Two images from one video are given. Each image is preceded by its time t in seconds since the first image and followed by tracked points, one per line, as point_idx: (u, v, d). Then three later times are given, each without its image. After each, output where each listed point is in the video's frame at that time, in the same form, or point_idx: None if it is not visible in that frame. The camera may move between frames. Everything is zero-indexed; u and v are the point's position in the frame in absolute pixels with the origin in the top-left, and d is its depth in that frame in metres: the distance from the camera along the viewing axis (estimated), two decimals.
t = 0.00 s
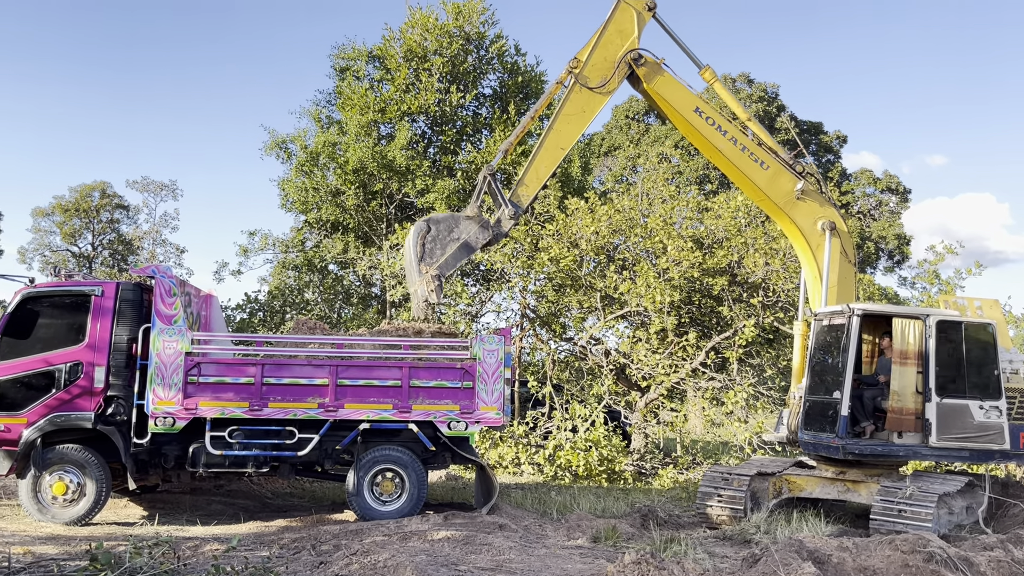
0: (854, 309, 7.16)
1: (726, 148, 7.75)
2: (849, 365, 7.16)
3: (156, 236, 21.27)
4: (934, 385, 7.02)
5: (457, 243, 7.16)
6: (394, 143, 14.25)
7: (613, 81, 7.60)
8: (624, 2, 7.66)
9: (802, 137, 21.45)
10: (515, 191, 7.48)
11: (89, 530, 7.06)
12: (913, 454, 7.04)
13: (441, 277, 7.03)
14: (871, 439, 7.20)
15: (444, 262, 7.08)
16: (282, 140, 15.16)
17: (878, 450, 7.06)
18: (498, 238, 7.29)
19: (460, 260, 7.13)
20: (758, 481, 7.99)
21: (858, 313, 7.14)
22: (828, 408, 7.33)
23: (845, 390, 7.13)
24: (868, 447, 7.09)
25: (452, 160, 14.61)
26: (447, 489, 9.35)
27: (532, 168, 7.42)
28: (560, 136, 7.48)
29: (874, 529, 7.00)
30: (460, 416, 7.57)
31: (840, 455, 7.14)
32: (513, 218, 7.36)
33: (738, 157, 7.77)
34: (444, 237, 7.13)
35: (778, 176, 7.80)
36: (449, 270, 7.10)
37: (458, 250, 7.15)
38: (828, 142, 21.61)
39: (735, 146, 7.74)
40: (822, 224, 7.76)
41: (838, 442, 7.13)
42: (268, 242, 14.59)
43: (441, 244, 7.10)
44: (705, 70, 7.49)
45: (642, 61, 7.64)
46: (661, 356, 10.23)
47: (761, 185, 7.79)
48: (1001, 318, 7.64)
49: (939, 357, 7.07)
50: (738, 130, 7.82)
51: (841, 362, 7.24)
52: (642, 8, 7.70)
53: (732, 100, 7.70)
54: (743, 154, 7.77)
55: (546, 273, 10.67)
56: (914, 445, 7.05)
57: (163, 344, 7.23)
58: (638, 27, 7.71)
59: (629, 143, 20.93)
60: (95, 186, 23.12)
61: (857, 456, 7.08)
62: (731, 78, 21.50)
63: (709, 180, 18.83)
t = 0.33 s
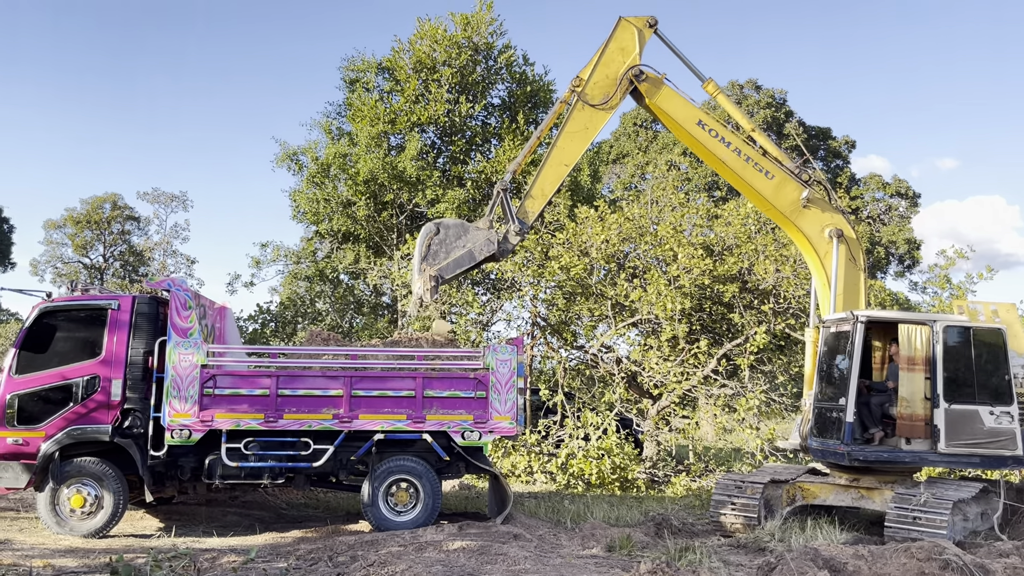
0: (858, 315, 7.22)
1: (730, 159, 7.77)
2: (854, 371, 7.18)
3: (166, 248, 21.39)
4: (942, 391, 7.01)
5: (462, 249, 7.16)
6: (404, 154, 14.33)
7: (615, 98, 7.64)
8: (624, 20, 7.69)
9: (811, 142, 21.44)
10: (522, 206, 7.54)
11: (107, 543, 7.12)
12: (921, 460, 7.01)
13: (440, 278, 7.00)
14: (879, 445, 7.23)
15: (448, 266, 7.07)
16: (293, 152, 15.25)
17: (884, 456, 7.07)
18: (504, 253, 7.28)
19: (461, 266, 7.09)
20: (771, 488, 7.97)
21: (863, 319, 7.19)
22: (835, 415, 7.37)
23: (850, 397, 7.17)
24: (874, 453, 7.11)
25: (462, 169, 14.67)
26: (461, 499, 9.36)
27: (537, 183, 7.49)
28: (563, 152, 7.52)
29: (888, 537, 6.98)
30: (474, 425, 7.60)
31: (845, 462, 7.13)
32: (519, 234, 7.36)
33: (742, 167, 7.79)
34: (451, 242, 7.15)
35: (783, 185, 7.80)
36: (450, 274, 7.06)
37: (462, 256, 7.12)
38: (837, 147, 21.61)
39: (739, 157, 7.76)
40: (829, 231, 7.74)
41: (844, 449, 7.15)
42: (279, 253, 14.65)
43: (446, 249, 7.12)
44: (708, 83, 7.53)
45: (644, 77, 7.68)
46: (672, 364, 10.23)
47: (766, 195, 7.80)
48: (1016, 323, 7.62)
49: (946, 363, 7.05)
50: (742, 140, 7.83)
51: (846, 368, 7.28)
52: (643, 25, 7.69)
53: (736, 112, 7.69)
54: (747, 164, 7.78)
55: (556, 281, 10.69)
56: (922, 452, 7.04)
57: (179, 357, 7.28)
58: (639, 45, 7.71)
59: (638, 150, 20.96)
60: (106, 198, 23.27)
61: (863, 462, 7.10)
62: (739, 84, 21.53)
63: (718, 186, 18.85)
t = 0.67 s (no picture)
0: (863, 318, 7.26)
1: (742, 165, 7.79)
2: (859, 372, 7.25)
3: (180, 257, 21.52)
4: (952, 392, 7.00)
5: (486, 268, 7.20)
6: (417, 162, 14.42)
7: (627, 111, 7.69)
8: (632, 34, 7.73)
9: (823, 144, 21.42)
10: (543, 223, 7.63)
11: (131, 552, 7.18)
12: (928, 461, 7.02)
13: (466, 297, 7.12)
14: (889, 447, 7.23)
15: (472, 285, 7.16)
16: (307, 162, 15.35)
17: (891, 457, 7.10)
18: (526, 269, 7.25)
19: (485, 284, 7.16)
20: (790, 491, 7.96)
21: (868, 321, 7.22)
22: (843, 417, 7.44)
23: (855, 399, 7.23)
24: (880, 454, 7.14)
25: (474, 176, 14.74)
26: (479, 504, 9.39)
27: (556, 199, 7.58)
28: (579, 168, 7.61)
29: (909, 539, 6.97)
30: (493, 432, 7.63)
31: (852, 463, 7.22)
32: (542, 249, 7.41)
33: (755, 173, 7.80)
34: (475, 261, 7.23)
35: (796, 189, 7.78)
36: (476, 292, 7.15)
37: (485, 274, 7.17)
38: (849, 149, 21.58)
39: (750, 163, 7.78)
40: (843, 233, 7.67)
41: (850, 450, 7.22)
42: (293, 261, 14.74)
43: (471, 268, 7.21)
44: (719, 91, 7.57)
45: (655, 88, 7.71)
46: (688, 368, 10.25)
47: (779, 199, 7.79)
48: None
49: (956, 364, 7.04)
50: (754, 146, 7.84)
51: (852, 369, 7.35)
52: (651, 37, 7.73)
53: (748, 119, 7.69)
54: (760, 170, 7.79)
55: (571, 286, 10.71)
56: (931, 453, 7.03)
57: (201, 366, 7.34)
58: (648, 57, 7.74)
59: (649, 154, 20.99)
60: (119, 208, 23.43)
61: (869, 463, 7.17)
62: (750, 87, 21.54)
63: (730, 190, 18.86)
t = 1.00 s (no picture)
0: (875, 316, 7.26)
1: (761, 165, 7.80)
2: (872, 370, 7.26)
3: (197, 263, 21.67)
4: (967, 388, 6.93)
5: (522, 282, 7.17)
6: (434, 165, 14.51)
7: (648, 116, 7.71)
8: (646, 40, 7.75)
9: (838, 141, 21.35)
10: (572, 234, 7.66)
11: (159, 555, 7.26)
12: (942, 458, 7.00)
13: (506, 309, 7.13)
14: (905, 444, 7.22)
15: (511, 297, 7.15)
16: (324, 167, 15.45)
17: (904, 454, 7.10)
18: (562, 279, 7.24)
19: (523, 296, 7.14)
20: (813, 490, 7.94)
21: (880, 319, 7.23)
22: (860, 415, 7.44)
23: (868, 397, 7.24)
24: (894, 452, 7.14)
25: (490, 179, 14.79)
26: (501, 506, 9.43)
27: (585, 207, 7.57)
28: (605, 176, 7.62)
29: (935, 537, 6.94)
30: (515, 433, 7.66)
31: (866, 460, 7.23)
32: (576, 258, 7.46)
33: (774, 173, 7.80)
34: (513, 274, 7.21)
35: (816, 188, 7.76)
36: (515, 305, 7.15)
37: (523, 287, 7.15)
38: (865, 146, 21.48)
39: (769, 163, 7.78)
40: (864, 232, 7.63)
41: (863, 448, 7.24)
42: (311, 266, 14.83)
43: (509, 282, 7.19)
44: (737, 94, 7.56)
45: (673, 92, 7.72)
46: (708, 367, 10.24)
47: (799, 198, 7.78)
48: None
49: (970, 360, 6.97)
50: (773, 146, 7.83)
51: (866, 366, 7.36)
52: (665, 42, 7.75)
53: (767, 120, 7.67)
54: (779, 170, 7.79)
55: (588, 287, 10.73)
56: (947, 450, 6.98)
57: (225, 371, 7.39)
58: (664, 63, 7.75)
59: (663, 154, 20.98)
60: (137, 215, 23.64)
61: (882, 461, 7.16)
62: (764, 85, 21.49)
63: (745, 189, 18.83)
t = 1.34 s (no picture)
0: (901, 309, 7.20)
1: (783, 160, 7.77)
2: (899, 364, 7.18)
3: (221, 265, 21.91)
4: (997, 382, 6.86)
5: (543, 271, 7.13)
6: (455, 165, 14.60)
7: (668, 113, 7.73)
8: (666, 37, 7.80)
9: (860, 135, 21.19)
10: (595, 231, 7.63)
11: (193, 552, 7.39)
12: (971, 452, 6.91)
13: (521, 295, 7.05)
14: (933, 438, 7.17)
15: (529, 284, 7.07)
16: (346, 168, 15.58)
17: (933, 449, 7.01)
18: (583, 276, 7.19)
19: (542, 285, 7.07)
20: (840, 485, 7.92)
21: (906, 313, 7.16)
22: (886, 409, 7.39)
23: (895, 391, 7.18)
24: (922, 446, 7.05)
25: (511, 177, 14.84)
26: (527, 502, 9.48)
27: (606, 205, 7.56)
28: (626, 173, 7.60)
29: (964, 531, 6.90)
30: (541, 430, 7.71)
31: (894, 455, 7.15)
32: (598, 257, 7.39)
33: (796, 168, 7.77)
34: (535, 262, 7.16)
35: (839, 181, 7.73)
36: (532, 293, 7.08)
37: (542, 276, 7.10)
38: (887, 139, 21.30)
39: (791, 157, 7.75)
40: (888, 225, 7.58)
41: (891, 442, 7.17)
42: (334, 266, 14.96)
43: (530, 268, 7.14)
44: (757, 89, 7.54)
45: (693, 88, 7.75)
46: (732, 363, 10.21)
47: (821, 192, 7.75)
48: None
49: (1000, 354, 6.91)
50: (795, 140, 7.81)
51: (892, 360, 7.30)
52: (685, 38, 7.78)
53: (788, 115, 7.66)
54: (801, 164, 7.76)
55: (610, 284, 10.75)
56: (976, 443, 6.92)
57: (254, 371, 7.47)
58: (684, 59, 7.79)
59: (684, 150, 20.93)
60: (161, 218, 23.94)
61: (910, 455, 7.07)
62: (784, 79, 21.37)
63: (766, 184, 18.75)
